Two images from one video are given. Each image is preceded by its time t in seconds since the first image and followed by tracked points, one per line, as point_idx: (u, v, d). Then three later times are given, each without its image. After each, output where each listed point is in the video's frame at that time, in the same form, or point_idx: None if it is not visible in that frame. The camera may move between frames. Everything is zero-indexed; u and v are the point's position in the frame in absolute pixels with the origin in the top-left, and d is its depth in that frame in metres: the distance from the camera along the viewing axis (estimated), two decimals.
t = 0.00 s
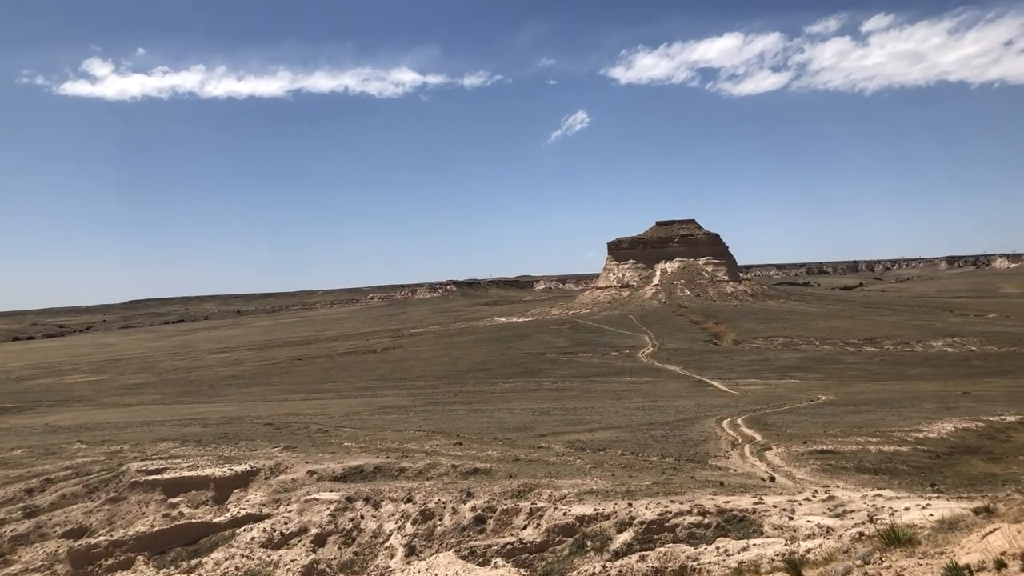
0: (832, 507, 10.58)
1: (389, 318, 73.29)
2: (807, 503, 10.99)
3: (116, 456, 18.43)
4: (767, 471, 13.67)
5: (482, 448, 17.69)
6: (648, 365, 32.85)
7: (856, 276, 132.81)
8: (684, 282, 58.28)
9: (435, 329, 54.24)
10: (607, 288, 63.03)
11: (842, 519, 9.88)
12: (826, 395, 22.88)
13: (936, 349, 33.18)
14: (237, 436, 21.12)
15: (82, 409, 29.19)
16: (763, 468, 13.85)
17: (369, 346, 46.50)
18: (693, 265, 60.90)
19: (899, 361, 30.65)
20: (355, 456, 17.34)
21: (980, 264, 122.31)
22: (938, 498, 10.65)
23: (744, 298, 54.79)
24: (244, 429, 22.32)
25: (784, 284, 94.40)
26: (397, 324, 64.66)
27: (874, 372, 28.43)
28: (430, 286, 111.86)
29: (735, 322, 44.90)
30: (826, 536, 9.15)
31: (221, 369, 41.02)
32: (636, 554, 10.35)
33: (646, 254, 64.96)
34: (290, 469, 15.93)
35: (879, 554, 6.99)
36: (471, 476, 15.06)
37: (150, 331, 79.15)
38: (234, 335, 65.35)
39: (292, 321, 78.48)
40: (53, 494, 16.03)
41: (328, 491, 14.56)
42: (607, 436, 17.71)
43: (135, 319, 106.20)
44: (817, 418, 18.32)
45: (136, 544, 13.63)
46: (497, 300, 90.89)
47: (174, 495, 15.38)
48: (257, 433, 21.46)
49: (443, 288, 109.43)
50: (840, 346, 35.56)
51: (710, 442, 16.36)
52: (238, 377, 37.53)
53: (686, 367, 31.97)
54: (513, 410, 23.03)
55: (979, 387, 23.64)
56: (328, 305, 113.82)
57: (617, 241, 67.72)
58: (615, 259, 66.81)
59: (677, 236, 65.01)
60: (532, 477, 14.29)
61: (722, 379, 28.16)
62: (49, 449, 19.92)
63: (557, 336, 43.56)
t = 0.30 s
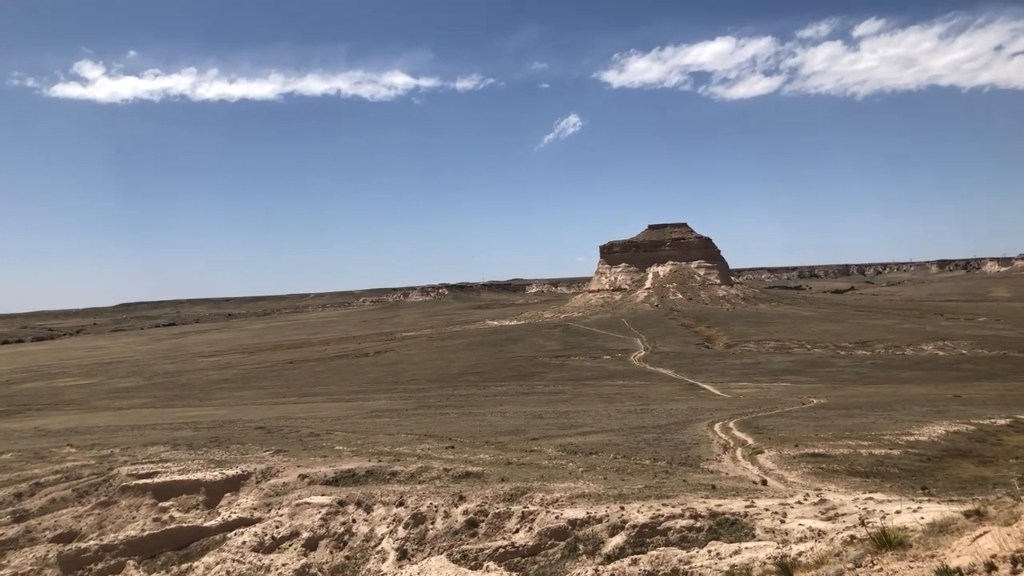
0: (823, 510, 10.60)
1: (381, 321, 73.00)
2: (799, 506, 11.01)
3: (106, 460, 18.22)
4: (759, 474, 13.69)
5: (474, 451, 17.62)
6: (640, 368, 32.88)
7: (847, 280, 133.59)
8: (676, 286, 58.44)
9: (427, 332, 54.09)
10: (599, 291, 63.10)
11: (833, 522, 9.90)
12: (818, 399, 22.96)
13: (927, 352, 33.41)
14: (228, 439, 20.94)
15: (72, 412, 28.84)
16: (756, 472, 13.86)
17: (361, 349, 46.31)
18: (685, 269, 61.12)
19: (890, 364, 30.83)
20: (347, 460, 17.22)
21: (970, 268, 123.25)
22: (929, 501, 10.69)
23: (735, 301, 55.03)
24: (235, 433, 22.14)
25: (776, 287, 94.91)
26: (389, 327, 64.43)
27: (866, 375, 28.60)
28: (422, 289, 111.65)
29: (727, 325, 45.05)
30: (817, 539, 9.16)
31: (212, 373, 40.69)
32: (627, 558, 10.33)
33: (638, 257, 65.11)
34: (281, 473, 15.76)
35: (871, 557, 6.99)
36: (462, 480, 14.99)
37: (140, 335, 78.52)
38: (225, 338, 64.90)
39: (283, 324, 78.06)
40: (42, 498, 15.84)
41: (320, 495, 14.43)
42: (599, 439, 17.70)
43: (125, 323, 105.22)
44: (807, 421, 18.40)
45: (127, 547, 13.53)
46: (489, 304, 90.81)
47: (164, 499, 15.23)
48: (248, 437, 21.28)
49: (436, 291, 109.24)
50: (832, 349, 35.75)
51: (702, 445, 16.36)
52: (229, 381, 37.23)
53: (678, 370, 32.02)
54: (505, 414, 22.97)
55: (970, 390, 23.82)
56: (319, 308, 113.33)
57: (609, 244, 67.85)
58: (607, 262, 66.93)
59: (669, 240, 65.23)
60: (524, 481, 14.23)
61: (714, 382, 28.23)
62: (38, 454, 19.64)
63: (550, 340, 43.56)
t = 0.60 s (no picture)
0: (816, 514, 10.62)
1: (374, 324, 72.76)
2: (792, 510, 11.03)
3: (98, 463, 18.05)
4: (752, 478, 13.71)
5: (467, 455, 17.56)
6: (634, 372, 32.94)
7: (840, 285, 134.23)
8: (669, 290, 58.58)
9: (421, 335, 53.99)
10: (593, 294, 63.17)
11: (826, 526, 9.92)
12: (811, 403, 23.04)
13: (919, 357, 33.59)
14: (221, 442, 20.80)
15: (63, 414, 28.58)
16: (749, 476, 13.87)
17: (354, 351, 46.16)
18: (679, 273, 61.31)
19: (883, 368, 30.99)
20: (341, 463, 17.13)
21: (962, 273, 124.01)
22: (922, 505, 10.72)
23: (729, 305, 55.23)
24: (228, 435, 22.00)
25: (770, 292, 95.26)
26: (383, 329, 64.22)
27: (859, 380, 28.73)
28: (416, 292, 111.49)
29: (721, 329, 45.19)
30: (810, 543, 9.17)
31: (205, 375, 40.45)
32: (620, 561, 10.32)
33: (632, 261, 65.23)
34: (274, 476, 15.65)
35: (864, 561, 7.00)
36: (456, 483, 14.92)
37: (133, 337, 77.97)
38: (218, 341, 64.54)
39: (277, 327, 77.71)
40: (34, 501, 15.69)
41: (313, 498, 14.34)
42: (593, 443, 17.68)
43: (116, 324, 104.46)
44: (800, 425, 18.46)
45: (118, 550, 13.43)
46: (483, 306, 90.69)
47: (156, 502, 15.10)
48: (241, 439, 21.15)
49: (430, 294, 109.05)
50: (825, 354, 35.90)
51: (695, 449, 16.38)
52: (222, 383, 37.02)
53: (672, 374, 32.08)
54: (499, 417, 22.92)
55: (962, 395, 23.98)
56: (313, 311, 112.90)
57: (603, 248, 67.97)
58: (602, 265, 67.04)
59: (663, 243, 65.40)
60: (518, 484, 14.19)
61: (707, 386, 28.30)
62: (29, 456, 19.44)
63: (544, 343, 43.56)
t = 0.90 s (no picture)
0: (811, 519, 10.62)
1: (370, 326, 72.57)
2: (786, 514, 11.03)
3: (92, 463, 17.94)
4: (746, 482, 13.71)
5: (462, 457, 17.51)
6: (630, 375, 32.97)
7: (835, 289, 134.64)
8: (665, 293, 58.66)
9: (417, 337, 53.96)
10: (589, 298, 63.24)
11: (820, 530, 9.93)
12: (806, 408, 23.07)
13: (914, 362, 33.67)
14: (215, 443, 20.69)
15: (56, 415, 28.40)
16: (743, 480, 13.86)
17: (350, 353, 46.08)
18: (675, 277, 61.44)
19: (878, 374, 31.06)
20: (335, 466, 17.06)
21: (957, 279, 124.55)
22: (916, 511, 10.73)
23: (724, 310, 55.37)
24: (222, 436, 21.88)
25: (766, 296, 95.48)
26: (379, 332, 64.16)
27: (854, 385, 28.80)
28: (412, 293, 111.38)
29: (716, 333, 45.27)
30: (805, 548, 9.17)
31: (200, 376, 40.30)
32: (615, 565, 10.30)
33: (628, 264, 65.33)
34: (268, 478, 15.56)
35: (857, 566, 7.00)
36: (450, 486, 14.86)
37: (127, 337, 77.63)
38: (213, 342, 64.34)
39: (272, 328, 77.53)
40: (28, 501, 15.58)
41: (307, 500, 14.26)
42: (588, 446, 17.65)
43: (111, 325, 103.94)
44: (795, 430, 18.47)
45: (111, 551, 13.36)
46: (479, 309, 90.71)
47: (150, 502, 15.01)
48: (235, 441, 21.04)
49: (426, 296, 108.97)
50: (820, 359, 35.98)
51: (690, 453, 16.38)
52: (217, 384, 36.88)
53: (667, 377, 32.11)
54: (495, 420, 22.87)
55: (956, 400, 24.04)
56: (309, 312, 112.70)
57: (599, 251, 68.06)
58: (598, 269, 67.13)
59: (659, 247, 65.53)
60: (512, 487, 14.15)
61: (702, 390, 28.33)
62: (22, 456, 19.29)
63: (540, 346, 43.55)
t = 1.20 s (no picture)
0: (806, 521, 10.63)
1: (367, 326, 72.50)
2: (782, 516, 11.04)
3: (87, 463, 17.86)
4: (742, 484, 13.73)
5: (458, 458, 17.49)
6: (627, 376, 33.02)
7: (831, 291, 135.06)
8: (662, 295, 58.76)
9: (414, 338, 53.95)
10: (586, 299, 63.29)
11: (816, 532, 9.95)
12: (802, 409, 23.12)
13: (910, 364, 33.79)
14: (211, 443, 20.62)
15: (52, 415, 28.25)
16: (739, 482, 13.88)
17: (346, 354, 46.04)
18: (671, 278, 61.55)
19: (874, 376, 31.16)
20: (331, 466, 17.01)
21: (953, 281, 125.01)
22: (911, 513, 10.76)
23: (721, 311, 55.48)
24: (218, 436, 21.80)
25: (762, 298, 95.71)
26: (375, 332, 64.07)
27: (850, 387, 28.88)
28: (409, 294, 111.27)
29: (713, 335, 45.35)
30: (800, 550, 9.19)
31: (196, 376, 40.19)
32: (610, 566, 10.30)
33: (625, 266, 65.40)
34: (264, 478, 15.50)
35: (852, 568, 7.02)
36: (446, 487, 14.84)
37: (123, 337, 77.31)
38: (209, 342, 64.17)
39: (268, 328, 77.41)
40: (23, 501, 15.51)
41: (303, 500, 14.21)
42: (584, 447, 17.65)
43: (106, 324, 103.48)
44: (791, 432, 18.50)
45: (106, 551, 13.30)
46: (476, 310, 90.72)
47: (146, 502, 14.94)
48: (231, 441, 20.97)
49: (423, 296, 108.91)
50: (816, 361, 36.07)
51: (687, 454, 16.39)
52: (214, 384, 36.78)
53: (664, 379, 32.16)
54: (492, 421, 22.86)
55: (952, 403, 24.12)
56: (306, 312, 112.48)
57: (596, 253, 68.16)
58: (594, 270, 67.21)
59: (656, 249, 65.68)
60: (508, 488, 14.12)
61: (699, 392, 28.37)
62: (16, 456, 19.18)
63: (537, 347, 43.58)
